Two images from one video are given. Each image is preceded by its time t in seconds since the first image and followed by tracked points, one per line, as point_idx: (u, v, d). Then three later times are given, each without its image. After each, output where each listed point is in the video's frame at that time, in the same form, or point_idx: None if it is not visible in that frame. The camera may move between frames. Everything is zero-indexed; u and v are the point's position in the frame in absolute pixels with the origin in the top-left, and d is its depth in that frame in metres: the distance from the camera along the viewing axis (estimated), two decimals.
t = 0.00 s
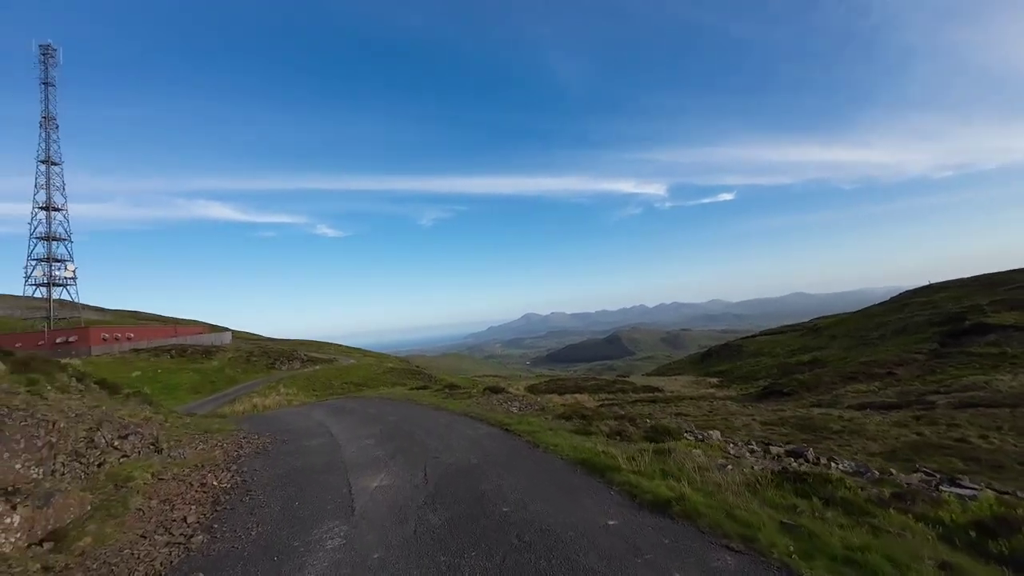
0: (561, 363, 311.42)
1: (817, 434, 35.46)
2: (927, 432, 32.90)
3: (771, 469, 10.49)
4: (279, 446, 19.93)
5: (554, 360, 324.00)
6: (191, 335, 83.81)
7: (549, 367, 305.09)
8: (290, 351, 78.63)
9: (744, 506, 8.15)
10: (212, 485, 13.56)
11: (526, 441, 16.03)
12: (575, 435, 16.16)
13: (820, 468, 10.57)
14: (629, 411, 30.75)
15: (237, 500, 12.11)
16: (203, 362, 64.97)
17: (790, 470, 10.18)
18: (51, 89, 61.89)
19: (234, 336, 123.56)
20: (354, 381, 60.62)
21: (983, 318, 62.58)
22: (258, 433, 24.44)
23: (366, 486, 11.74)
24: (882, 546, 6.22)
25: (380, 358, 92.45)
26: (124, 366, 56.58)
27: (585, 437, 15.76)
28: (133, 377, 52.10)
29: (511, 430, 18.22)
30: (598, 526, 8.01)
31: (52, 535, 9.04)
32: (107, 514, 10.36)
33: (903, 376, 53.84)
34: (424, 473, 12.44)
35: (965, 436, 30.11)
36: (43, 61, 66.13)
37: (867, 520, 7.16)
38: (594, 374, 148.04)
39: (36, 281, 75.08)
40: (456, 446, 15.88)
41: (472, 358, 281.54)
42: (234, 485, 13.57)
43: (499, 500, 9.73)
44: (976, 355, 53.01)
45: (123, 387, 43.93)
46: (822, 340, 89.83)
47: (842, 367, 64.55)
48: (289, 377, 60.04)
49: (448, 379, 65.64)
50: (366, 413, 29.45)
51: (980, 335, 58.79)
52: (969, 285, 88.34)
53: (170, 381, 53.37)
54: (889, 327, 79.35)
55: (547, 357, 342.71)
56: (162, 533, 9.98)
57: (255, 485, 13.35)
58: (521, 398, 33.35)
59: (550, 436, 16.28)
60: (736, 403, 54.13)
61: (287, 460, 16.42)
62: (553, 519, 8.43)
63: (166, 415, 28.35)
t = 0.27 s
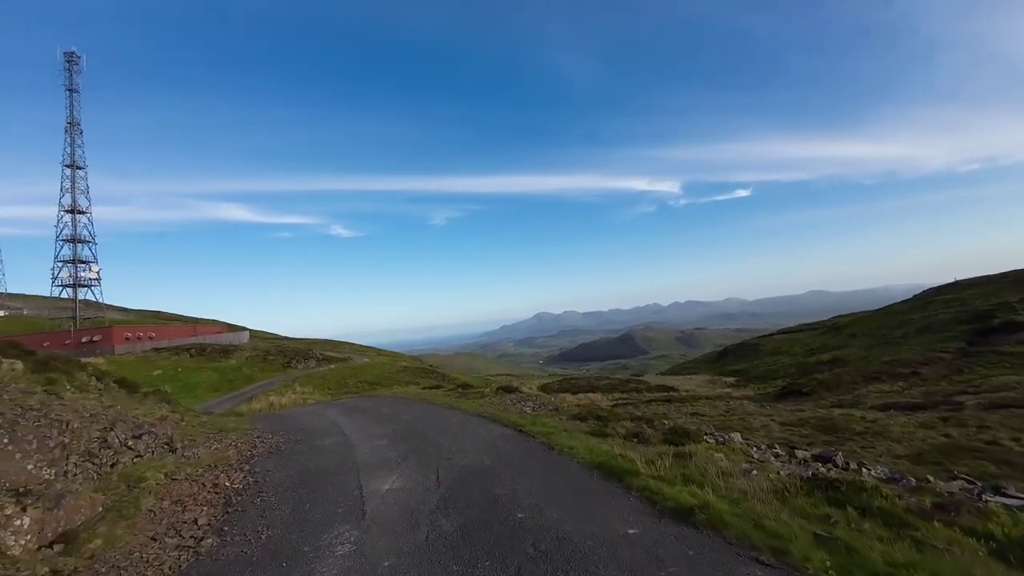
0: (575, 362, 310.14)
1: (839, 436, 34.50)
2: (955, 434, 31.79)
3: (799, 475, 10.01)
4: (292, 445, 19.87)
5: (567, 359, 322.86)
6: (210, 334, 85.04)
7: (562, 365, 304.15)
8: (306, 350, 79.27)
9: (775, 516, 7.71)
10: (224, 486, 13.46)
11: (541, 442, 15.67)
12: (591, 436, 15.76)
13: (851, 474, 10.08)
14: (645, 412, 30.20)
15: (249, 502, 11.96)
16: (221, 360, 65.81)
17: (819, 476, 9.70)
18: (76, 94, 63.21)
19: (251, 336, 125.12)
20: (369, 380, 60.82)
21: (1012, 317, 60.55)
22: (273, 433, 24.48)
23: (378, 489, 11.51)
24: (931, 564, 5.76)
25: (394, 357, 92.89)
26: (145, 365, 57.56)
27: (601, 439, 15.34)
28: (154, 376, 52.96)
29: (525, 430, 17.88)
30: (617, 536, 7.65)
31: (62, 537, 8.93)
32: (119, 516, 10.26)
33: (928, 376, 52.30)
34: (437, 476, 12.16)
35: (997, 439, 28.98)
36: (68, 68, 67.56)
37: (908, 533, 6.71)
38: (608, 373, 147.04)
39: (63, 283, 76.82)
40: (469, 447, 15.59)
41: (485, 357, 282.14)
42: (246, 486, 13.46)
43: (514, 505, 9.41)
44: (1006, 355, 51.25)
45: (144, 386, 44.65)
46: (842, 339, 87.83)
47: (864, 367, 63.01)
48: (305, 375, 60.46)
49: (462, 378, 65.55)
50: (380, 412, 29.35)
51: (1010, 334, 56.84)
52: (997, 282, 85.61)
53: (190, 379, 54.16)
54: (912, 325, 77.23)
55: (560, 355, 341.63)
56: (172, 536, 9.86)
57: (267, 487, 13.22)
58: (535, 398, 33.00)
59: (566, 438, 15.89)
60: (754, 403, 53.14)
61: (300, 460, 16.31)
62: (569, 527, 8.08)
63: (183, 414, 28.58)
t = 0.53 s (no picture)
0: (585, 361, 308.93)
1: (858, 437, 33.67)
2: (979, 435, 30.83)
3: (827, 478, 9.56)
4: (302, 444, 19.71)
5: (578, 358, 321.76)
6: (224, 333, 85.84)
7: (572, 364, 303.23)
8: (317, 349, 79.63)
9: (804, 521, 7.29)
10: (233, 485, 13.30)
11: (553, 442, 15.29)
12: (605, 436, 15.35)
13: (882, 478, 9.61)
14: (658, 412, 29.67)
15: (256, 502, 11.76)
16: (235, 359, 66.32)
17: (849, 480, 9.25)
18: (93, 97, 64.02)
19: (264, 335, 126.18)
20: (380, 378, 60.87)
21: None
22: (283, 431, 24.41)
23: (387, 490, 11.24)
24: None
25: (405, 356, 93.04)
26: (161, 363, 58.22)
27: (615, 439, 14.93)
28: (170, 374, 53.50)
29: (536, 430, 17.51)
30: (635, 541, 7.28)
31: (66, 537, 8.76)
32: (125, 515, 10.09)
33: (949, 376, 51.04)
34: (447, 476, 11.86)
35: None
36: (85, 71, 68.43)
37: (952, 543, 6.27)
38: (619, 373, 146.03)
39: (81, 283, 77.94)
40: (480, 447, 15.28)
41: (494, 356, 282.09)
42: (254, 485, 13.28)
43: (527, 508, 9.08)
44: None
45: (159, 384, 45.06)
46: (859, 337, 86.21)
47: (882, 366, 61.69)
48: (316, 374, 60.66)
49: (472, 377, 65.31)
50: (390, 411, 29.18)
51: None
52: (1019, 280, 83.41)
53: (204, 377, 54.62)
54: (932, 324, 75.49)
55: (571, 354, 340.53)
56: (179, 536, 9.67)
57: (275, 486, 13.01)
58: (546, 397, 32.63)
59: (578, 438, 15.48)
60: (768, 403, 52.25)
61: (309, 460, 16.12)
62: (585, 532, 7.71)
63: (195, 412, 28.68)
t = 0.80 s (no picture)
0: (592, 360, 307.83)
1: (874, 438, 32.92)
2: (1000, 437, 30.02)
3: (857, 484, 9.09)
4: (309, 443, 19.49)
5: (585, 357, 320.64)
6: (234, 332, 86.28)
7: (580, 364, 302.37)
8: (326, 348, 79.74)
9: (839, 531, 6.86)
10: (239, 485, 13.05)
11: (565, 443, 14.89)
12: (618, 438, 14.92)
13: (915, 484, 9.13)
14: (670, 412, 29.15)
15: (262, 504, 11.48)
16: (244, 358, 66.54)
17: (880, 485, 8.78)
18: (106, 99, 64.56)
19: (273, 334, 126.77)
20: (388, 377, 60.77)
21: None
22: (290, 430, 24.22)
23: (395, 492, 10.93)
24: None
25: (413, 354, 92.97)
26: (172, 362, 58.54)
27: (629, 440, 14.50)
28: (181, 372, 53.73)
29: (547, 430, 17.11)
30: (656, 550, 6.89)
31: (67, 540, 8.52)
32: (128, 517, 9.84)
33: (967, 376, 49.96)
34: (457, 478, 11.53)
35: None
36: (98, 73, 69.04)
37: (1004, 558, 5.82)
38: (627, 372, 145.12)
39: (95, 282, 78.72)
40: (489, 448, 14.94)
41: (502, 355, 281.86)
42: (260, 486, 13.03)
43: (540, 513, 8.72)
44: None
45: (170, 383, 45.29)
46: (872, 337, 84.88)
47: (896, 366, 60.61)
48: (325, 372, 60.68)
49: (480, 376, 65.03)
50: (398, 410, 28.93)
51: None
52: None
53: (214, 376, 54.86)
54: (947, 323, 74.11)
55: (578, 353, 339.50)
56: (182, 538, 9.40)
57: (282, 487, 12.76)
58: (555, 397, 32.24)
59: (590, 439, 15.06)
60: (780, 403, 51.49)
61: (316, 460, 15.86)
62: (604, 540, 7.32)
63: (203, 410, 28.58)
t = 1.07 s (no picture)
0: (597, 359, 307.10)
1: (886, 439, 32.39)
2: (1015, 439, 29.44)
3: (882, 491, 8.72)
4: (314, 444, 19.28)
5: (590, 356, 319.91)
6: (240, 331, 86.51)
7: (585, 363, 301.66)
8: (331, 347, 79.78)
9: (870, 543, 6.48)
10: (242, 488, 12.82)
11: (573, 446, 14.55)
12: (628, 440, 14.56)
13: (944, 492, 8.74)
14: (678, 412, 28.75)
15: (265, 508, 11.21)
16: (251, 357, 66.64)
17: (907, 493, 8.41)
18: (114, 100, 64.86)
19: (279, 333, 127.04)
20: (393, 376, 60.67)
21: None
22: (295, 430, 24.05)
23: (401, 496, 10.64)
24: None
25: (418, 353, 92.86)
26: (179, 360, 58.65)
27: (640, 443, 14.14)
28: (188, 371, 53.81)
29: (555, 432, 16.78)
30: (674, 562, 6.56)
31: (64, 546, 8.29)
32: (128, 521, 9.61)
33: (978, 376, 49.22)
34: (464, 482, 11.22)
35: None
36: (106, 74, 69.33)
37: None
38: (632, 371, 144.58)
39: (103, 281, 79.13)
40: (497, 450, 14.61)
41: (507, 354, 281.60)
42: (264, 489, 12.79)
43: (550, 520, 8.38)
44: None
45: (176, 382, 45.34)
46: (881, 337, 83.99)
47: (906, 366, 59.87)
48: (331, 371, 60.65)
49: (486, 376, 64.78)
50: (403, 410, 28.71)
51: None
52: None
53: (220, 375, 54.90)
54: (957, 323, 73.14)
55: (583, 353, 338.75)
56: (182, 545, 9.14)
57: (285, 490, 12.51)
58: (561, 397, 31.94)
59: (600, 441, 14.73)
60: (788, 403, 50.94)
61: (319, 462, 15.60)
62: (619, 551, 6.98)
63: (208, 410, 28.49)
